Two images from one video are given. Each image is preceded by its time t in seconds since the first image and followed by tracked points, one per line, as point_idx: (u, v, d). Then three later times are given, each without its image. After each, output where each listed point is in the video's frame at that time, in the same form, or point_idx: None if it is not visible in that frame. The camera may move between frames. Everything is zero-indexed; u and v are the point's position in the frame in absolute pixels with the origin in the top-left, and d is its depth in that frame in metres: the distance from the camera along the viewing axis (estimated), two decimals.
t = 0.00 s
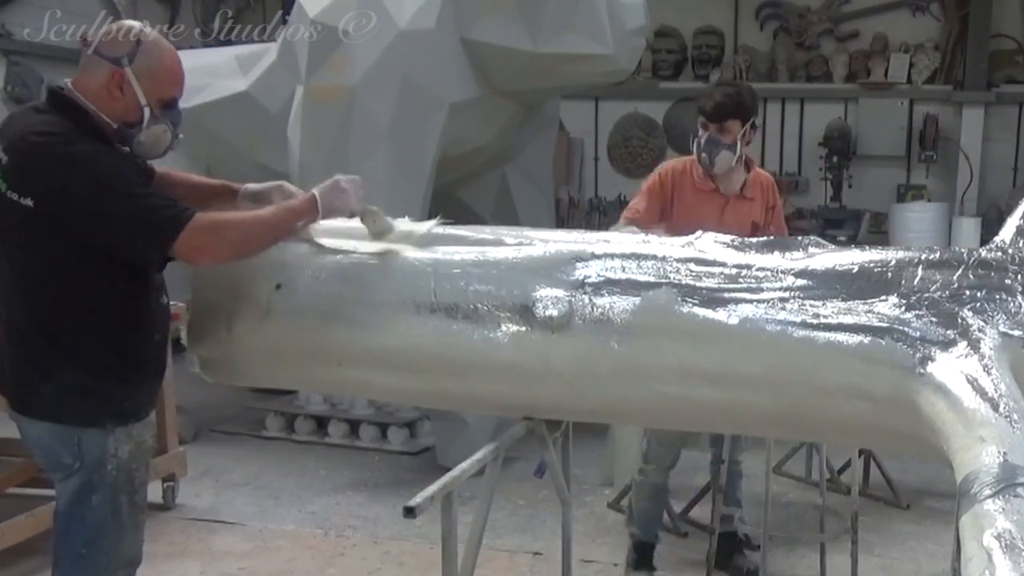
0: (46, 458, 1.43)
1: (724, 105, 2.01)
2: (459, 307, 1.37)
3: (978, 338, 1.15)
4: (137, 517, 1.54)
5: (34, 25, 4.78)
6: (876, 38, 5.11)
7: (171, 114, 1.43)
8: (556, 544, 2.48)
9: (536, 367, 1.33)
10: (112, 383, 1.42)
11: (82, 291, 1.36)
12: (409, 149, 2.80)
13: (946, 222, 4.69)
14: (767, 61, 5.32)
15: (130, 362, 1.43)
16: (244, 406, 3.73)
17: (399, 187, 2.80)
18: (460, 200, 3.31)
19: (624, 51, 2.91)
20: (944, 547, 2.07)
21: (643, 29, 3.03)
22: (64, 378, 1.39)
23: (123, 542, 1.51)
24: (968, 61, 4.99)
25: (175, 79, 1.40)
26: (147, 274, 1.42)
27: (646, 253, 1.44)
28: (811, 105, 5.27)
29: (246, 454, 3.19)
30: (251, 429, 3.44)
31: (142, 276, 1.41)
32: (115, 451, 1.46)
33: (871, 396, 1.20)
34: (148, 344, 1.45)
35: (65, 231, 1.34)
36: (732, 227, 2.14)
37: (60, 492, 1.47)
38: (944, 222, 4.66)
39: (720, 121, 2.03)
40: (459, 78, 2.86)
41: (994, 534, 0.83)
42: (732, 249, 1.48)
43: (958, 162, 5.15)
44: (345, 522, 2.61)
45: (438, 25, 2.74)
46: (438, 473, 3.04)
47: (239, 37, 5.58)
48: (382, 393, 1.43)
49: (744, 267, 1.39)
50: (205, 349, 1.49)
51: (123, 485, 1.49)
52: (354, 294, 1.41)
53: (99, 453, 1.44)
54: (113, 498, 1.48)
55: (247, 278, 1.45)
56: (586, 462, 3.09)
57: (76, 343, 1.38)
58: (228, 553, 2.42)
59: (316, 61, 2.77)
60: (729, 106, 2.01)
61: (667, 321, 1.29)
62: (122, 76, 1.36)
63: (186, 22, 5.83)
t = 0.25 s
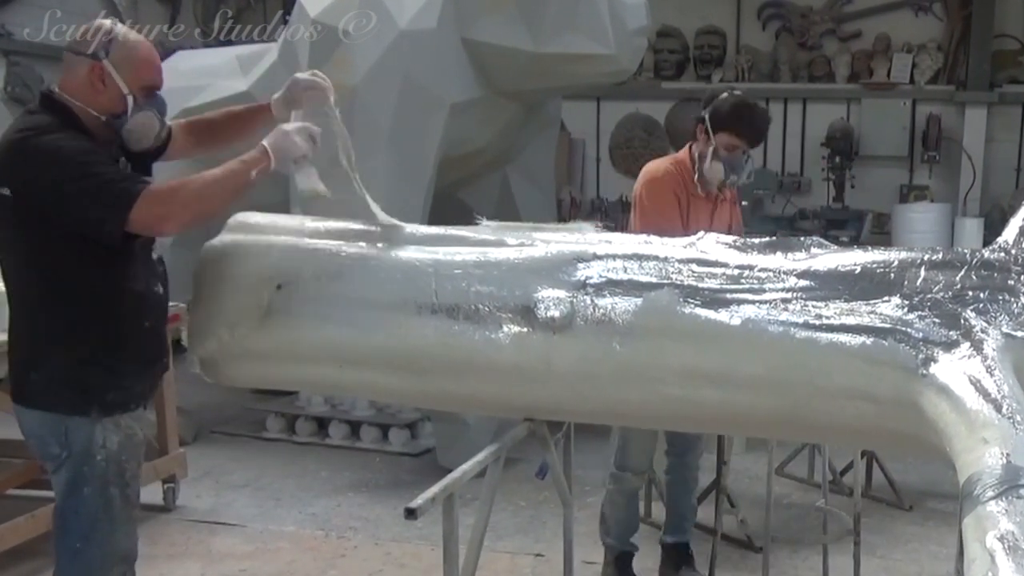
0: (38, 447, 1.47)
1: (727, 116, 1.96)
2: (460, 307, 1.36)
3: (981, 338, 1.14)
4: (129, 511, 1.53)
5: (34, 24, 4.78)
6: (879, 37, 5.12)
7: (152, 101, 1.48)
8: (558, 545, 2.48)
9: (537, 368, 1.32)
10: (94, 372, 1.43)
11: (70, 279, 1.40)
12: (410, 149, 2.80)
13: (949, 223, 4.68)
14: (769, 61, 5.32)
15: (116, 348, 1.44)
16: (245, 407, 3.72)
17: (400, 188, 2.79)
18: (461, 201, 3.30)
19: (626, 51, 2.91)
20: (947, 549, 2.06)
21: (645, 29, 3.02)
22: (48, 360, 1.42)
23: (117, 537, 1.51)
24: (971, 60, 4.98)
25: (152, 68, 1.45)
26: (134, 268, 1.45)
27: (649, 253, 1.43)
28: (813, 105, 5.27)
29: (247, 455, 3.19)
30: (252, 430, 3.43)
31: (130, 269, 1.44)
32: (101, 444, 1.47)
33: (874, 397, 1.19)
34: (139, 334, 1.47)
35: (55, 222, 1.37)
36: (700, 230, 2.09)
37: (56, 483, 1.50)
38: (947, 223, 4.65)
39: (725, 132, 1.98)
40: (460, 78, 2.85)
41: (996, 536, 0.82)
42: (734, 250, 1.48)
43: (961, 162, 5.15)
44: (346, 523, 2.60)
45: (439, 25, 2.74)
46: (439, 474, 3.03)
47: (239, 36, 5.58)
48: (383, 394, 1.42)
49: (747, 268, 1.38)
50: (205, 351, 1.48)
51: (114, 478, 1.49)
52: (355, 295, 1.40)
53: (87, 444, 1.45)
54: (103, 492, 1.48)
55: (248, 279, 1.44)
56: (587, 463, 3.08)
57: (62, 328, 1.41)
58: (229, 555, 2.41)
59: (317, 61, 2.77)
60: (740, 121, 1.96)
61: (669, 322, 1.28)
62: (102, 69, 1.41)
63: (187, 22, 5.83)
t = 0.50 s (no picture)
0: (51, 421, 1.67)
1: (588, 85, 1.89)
2: (461, 308, 1.35)
3: (984, 339, 1.14)
4: (126, 488, 1.67)
5: (33, 24, 4.77)
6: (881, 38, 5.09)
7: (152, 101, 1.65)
8: (559, 547, 2.47)
9: (539, 369, 1.32)
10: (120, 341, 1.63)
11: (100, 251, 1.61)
12: (411, 150, 2.80)
13: (951, 224, 4.67)
14: (771, 61, 5.31)
15: (132, 315, 1.64)
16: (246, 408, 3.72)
17: (401, 189, 2.79)
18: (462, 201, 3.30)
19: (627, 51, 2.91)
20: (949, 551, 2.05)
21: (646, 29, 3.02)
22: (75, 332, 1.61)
23: (114, 511, 1.66)
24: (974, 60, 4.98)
25: (154, 68, 1.62)
26: (152, 243, 1.68)
27: (650, 254, 1.42)
28: (815, 105, 5.26)
29: (248, 456, 3.18)
30: (252, 431, 3.43)
31: (148, 242, 1.67)
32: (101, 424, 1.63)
33: (877, 398, 1.18)
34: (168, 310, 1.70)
35: (82, 205, 1.58)
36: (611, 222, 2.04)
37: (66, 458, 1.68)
38: (948, 224, 4.64)
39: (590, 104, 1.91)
40: (461, 79, 2.85)
41: (999, 537, 0.81)
42: (736, 251, 1.47)
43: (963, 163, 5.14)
44: (347, 525, 2.59)
45: (440, 25, 2.73)
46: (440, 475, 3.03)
47: (239, 37, 5.58)
48: (384, 394, 1.42)
49: (749, 269, 1.37)
50: (206, 352, 1.47)
51: (109, 456, 1.64)
52: (356, 295, 1.39)
53: (87, 423, 1.63)
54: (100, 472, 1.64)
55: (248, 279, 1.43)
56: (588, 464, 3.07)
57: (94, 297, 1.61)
58: (229, 556, 2.40)
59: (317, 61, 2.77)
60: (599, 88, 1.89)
61: (671, 323, 1.27)
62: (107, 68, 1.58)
63: (186, 22, 5.83)
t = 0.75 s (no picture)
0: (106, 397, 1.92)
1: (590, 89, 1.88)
2: (462, 309, 1.35)
3: (986, 340, 1.13)
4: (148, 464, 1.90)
5: (34, 24, 4.77)
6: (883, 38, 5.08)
7: (259, 149, 1.87)
8: (560, 548, 2.47)
9: (540, 370, 1.31)
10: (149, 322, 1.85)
11: (146, 246, 1.84)
12: (412, 150, 2.79)
13: (954, 224, 4.66)
14: (773, 61, 5.30)
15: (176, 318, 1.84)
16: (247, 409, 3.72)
17: (402, 189, 2.79)
18: (464, 202, 3.29)
19: (629, 51, 2.90)
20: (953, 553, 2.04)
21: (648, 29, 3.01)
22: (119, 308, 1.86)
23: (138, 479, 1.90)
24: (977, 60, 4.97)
25: (267, 121, 1.83)
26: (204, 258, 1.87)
27: (651, 255, 1.42)
28: (817, 106, 5.25)
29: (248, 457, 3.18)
30: (253, 433, 3.42)
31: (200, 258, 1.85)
32: (131, 409, 1.87)
33: (879, 399, 1.17)
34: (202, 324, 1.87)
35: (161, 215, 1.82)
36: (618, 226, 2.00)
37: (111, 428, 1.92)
38: (951, 224, 4.63)
39: (594, 108, 1.89)
40: (463, 79, 2.84)
41: (1002, 538, 0.81)
42: (738, 251, 1.47)
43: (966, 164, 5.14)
44: (347, 526, 2.59)
45: (441, 26, 2.73)
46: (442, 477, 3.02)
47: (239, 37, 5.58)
48: (384, 396, 1.41)
49: (751, 270, 1.37)
50: (206, 353, 1.47)
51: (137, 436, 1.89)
52: (356, 296, 1.39)
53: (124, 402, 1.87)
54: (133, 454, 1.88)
55: (248, 279, 1.43)
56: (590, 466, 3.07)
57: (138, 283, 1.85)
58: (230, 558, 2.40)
59: (319, 61, 2.77)
60: (599, 91, 1.88)
61: (673, 323, 1.27)
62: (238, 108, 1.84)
63: (187, 22, 5.83)
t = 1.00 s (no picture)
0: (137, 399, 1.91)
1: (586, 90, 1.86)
2: (462, 310, 1.34)
3: (988, 341, 1.12)
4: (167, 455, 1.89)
5: (34, 25, 4.76)
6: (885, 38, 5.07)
7: (266, 141, 1.85)
8: (562, 549, 2.46)
9: (541, 371, 1.30)
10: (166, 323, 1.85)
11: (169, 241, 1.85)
12: (413, 151, 2.79)
13: (956, 225, 4.65)
14: (775, 61, 5.29)
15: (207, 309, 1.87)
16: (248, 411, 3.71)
17: (403, 190, 2.79)
18: (464, 202, 3.29)
19: (630, 51, 2.90)
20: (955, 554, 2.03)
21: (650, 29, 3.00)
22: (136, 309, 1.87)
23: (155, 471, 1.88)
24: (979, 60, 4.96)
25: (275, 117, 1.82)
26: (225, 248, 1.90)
27: (653, 255, 1.41)
28: (819, 106, 5.25)
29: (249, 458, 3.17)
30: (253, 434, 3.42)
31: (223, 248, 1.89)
32: (155, 408, 1.88)
33: (881, 400, 1.16)
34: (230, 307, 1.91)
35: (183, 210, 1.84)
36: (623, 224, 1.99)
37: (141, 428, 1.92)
38: (953, 225, 4.62)
39: (592, 107, 1.88)
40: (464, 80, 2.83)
41: (1004, 540, 0.80)
42: (740, 252, 1.46)
43: (968, 164, 5.13)
44: (348, 527, 2.59)
45: (441, 26, 2.73)
46: (443, 478, 3.01)
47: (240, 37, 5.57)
48: (384, 396, 1.41)
49: (752, 271, 1.36)
50: (206, 353, 1.46)
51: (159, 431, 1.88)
52: (356, 297, 1.38)
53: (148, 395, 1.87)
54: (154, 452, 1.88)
55: (248, 280, 1.43)
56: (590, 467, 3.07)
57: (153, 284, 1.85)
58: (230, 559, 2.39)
59: (320, 61, 2.77)
60: (592, 91, 1.86)
61: (674, 324, 1.26)
62: (241, 102, 1.83)
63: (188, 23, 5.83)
